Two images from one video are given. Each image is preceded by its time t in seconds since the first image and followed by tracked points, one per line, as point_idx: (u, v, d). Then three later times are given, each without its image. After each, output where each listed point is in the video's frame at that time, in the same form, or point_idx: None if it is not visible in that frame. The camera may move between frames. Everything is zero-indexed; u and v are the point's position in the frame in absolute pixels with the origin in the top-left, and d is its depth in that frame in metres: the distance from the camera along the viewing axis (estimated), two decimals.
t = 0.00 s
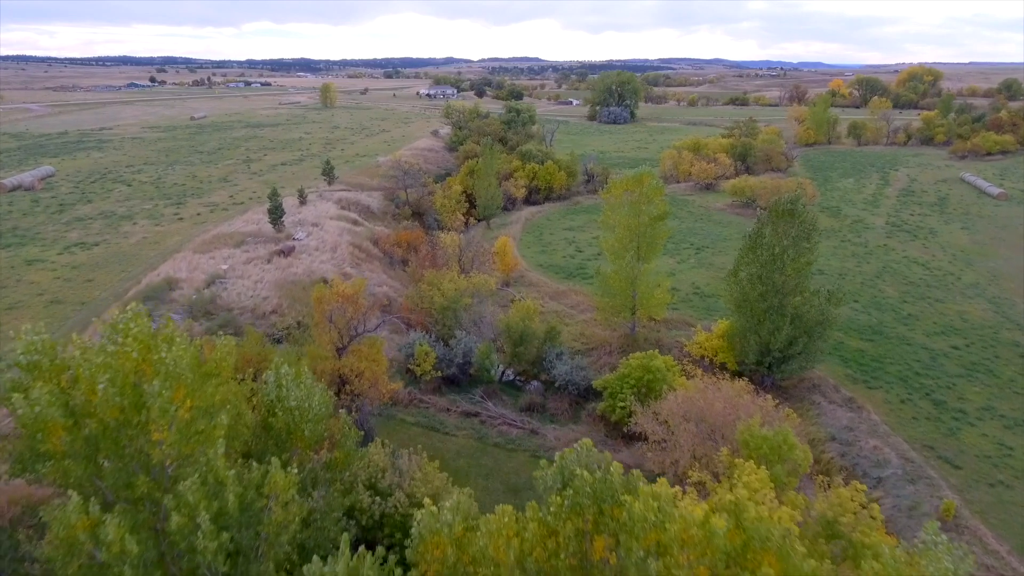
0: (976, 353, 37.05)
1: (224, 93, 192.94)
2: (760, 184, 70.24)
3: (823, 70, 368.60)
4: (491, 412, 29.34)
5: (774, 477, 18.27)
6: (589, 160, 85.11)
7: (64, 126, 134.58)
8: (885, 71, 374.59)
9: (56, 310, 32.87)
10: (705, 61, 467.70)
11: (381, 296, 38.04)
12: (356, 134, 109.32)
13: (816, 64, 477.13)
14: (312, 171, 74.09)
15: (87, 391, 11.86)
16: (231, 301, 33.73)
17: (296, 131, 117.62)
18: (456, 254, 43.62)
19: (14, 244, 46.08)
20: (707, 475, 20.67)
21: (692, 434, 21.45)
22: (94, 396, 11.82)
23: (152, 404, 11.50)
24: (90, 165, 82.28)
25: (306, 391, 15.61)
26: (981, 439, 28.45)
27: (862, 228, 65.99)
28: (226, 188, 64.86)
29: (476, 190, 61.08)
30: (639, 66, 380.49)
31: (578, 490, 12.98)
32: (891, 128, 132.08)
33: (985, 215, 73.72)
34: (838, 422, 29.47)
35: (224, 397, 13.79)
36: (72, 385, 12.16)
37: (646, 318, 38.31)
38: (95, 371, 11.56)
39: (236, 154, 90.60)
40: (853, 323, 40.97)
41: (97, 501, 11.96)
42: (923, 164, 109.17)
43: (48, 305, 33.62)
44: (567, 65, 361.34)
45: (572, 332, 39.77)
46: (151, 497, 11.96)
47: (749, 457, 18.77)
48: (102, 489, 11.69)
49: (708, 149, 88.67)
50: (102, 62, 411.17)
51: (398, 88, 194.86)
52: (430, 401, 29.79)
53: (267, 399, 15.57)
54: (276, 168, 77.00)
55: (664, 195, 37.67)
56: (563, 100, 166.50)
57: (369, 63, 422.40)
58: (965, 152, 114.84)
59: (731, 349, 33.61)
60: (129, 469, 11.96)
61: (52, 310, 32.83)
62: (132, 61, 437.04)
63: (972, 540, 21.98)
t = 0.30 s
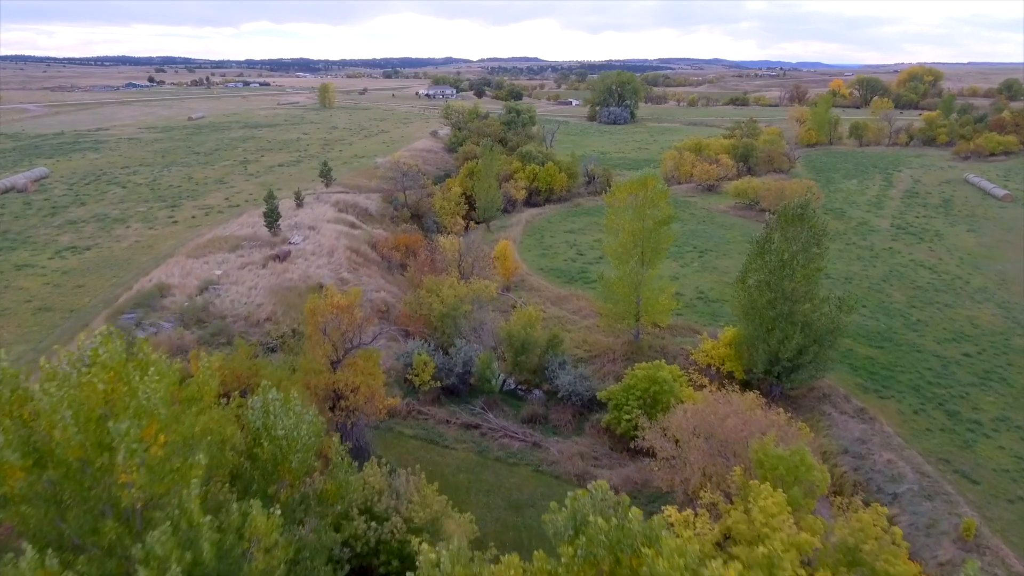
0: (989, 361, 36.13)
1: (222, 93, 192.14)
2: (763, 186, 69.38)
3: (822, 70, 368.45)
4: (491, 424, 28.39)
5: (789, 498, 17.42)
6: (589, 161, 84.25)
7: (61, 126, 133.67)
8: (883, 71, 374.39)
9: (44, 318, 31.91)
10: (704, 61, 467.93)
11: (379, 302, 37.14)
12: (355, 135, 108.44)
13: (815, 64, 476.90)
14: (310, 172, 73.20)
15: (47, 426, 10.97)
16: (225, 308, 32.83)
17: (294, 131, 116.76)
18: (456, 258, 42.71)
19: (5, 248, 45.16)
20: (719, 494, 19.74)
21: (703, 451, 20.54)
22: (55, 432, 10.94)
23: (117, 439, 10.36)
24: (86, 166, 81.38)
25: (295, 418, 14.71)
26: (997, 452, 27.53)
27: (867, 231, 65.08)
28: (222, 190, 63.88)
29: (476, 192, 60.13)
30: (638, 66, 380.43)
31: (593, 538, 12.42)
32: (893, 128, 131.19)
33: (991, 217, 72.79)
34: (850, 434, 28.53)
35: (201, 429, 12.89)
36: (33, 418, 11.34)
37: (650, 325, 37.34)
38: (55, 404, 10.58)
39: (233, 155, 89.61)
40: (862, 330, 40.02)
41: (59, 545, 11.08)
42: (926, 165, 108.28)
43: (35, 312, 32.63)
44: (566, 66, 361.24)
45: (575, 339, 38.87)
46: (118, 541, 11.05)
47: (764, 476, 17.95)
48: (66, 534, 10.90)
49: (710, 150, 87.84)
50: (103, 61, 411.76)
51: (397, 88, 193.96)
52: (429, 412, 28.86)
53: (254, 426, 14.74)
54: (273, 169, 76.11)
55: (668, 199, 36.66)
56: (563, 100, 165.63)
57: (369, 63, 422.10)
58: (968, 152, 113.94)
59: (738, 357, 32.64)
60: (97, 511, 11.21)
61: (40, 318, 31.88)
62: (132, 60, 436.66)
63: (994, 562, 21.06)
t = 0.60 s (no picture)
0: (1004, 370, 35.10)
1: (220, 93, 191.01)
2: (767, 189, 68.36)
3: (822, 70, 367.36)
4: (492, 438, 27.34)
5: (811, 526, 16.43)
6: (590, 162, 83.27)
7: (57, 126, 132.52)
8: (883, 71, 373.62)
9: (30, 327, 30.86)
10: (703, 61, 467.21)
11: (376, 309, 36.08)
12: (353, 135, 107.40)
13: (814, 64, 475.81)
14: (307, 174, 72.16)
15: None
16: (217, 317, 31.78)
17: (292, 131, 115.71)
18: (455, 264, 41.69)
19: None
20: (733, 517, 18.76)
21: (715, 472, 19.54)
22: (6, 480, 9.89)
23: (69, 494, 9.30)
24: (80, 167, 80.32)
25: (280, 455, 13.72)
26: (1018, 468, 26.52)
27: (873, 234, 64.05)
28: (218, 192, 62.81)
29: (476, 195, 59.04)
30: (638, 66, 379.99)
31: None
32: (895, 129, 130.16)
33: (998, 219, 71.73)
34: (865, 448, 27.51)
35: (174, 471, 11.85)
36: None
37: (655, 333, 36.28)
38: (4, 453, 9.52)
39: (230, 156, 88.49)
40: (873, 337, 38.98)
41: None
42: (930, 166, 107.30)
43: (21, 321, 31.57)
44: (565, 66, 360.52)
45: (578, 347, 37.85)
46: None
47: (783, 502, 17.03)
48: None
49: (712, 151, 86.81)
50: (100, 61, 410.59)
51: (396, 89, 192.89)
52: (428, 425, 27.83)
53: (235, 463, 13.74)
54: (270, 171, 75.05)
55: (674, 203, 35.49)
56: (563, 100, 164.58)
57: (368, 63, 421.18)
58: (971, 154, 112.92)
59: (747, 368, 31.60)
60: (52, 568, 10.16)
61: (25, 327, 30.80)
62: (131, 59, 435.65)
63: None
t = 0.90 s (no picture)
0: (1020, 380, 34.08)
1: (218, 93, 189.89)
2: (771, 191, 67.31)
3: (821, 70, 367.14)
4: (494, 453, 26.32)
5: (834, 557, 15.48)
6: (591, 163, 82.23)
7: (52, 127, 131.27)
8: (882, 71, 372.95)
9: (14, 336, 29.80)
10: (703, 61, 466.80)
11: (374, 317, 35.00)
12: (352, 136, 106.32)
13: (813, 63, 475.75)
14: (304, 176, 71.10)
15: None
16: (208, 326, 30.72)
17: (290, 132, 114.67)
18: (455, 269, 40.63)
19: None
20: (749, 544, 17.73)
21: (730, 496, 18.57)
22: None
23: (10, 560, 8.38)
24: (74, 169, 79.21)
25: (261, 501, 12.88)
26: None
27: (878, 237, 63.05)
28: (214, 194, 61.72)
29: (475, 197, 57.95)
30: (637, 66, 379.27)
31: None
32: (898, 129, 129.15)
33: (1005, 221, 70.71)
34: (881, 463, 26.50)
35: (139, 520, 10.94)
36: None
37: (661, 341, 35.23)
38: None
39: (227, 157, 87.38)
40: (884, 345, 37.95)
41: None
42: (933, 167, 106.33)
43: (5, 330, 30.48)
44: (565, 65, 359.53)
45: (581, 355, 36.81)
46: None
47: (805, 530, 16.10)
48: None
49: (715, 152, 85.74)
50: (100, 61, 409.91)
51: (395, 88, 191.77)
52: (428, 439, 26.82)
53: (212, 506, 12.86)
54: (267, 172, 73.95)
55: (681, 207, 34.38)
56: (563, 100, 163.52)
57: (368, 63, 420.03)
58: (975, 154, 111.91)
59: (756, 378, 30.58)
60: None
61: (9, 336, 29.72)
62: (129, 59, 434.19)
63: None
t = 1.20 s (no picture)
0: None
1: (216, 93, 188.84)
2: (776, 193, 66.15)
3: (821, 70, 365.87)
4: (496, 471, 25.16)
5: None
6: (593, 164, 81.09)
7: (48, 127, 130.11)
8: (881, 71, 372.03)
9: None
10: (702, 61, 466.01)
11: (371, 326, 33.81)
12: (350, 136, 105.21)
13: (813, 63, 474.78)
14: (301, 177, 69.92)
15: None
16: (198, 336, 29.56)
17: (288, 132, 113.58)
18: (455, 276, 39.47)
19: None
20: None
21: (748, 525, 17.45)
22: None
23: None
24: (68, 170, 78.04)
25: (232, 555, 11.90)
26: None
27: (885, 240, 61.98)
28: (209, 197, 60.58)
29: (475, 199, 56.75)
30: (637, 66, 378.64)
31: None
32: (901, 129, 128.15)
33: (1013, 224, 69.63)
34: (900, 482, 25.36)
35: None
36: None
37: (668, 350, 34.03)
38: None
39: (223, 159, 86.19)
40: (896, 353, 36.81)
41: None
42: (937, 168, 105.28)
43: None
44: (564, 65, 358.72)
45: (585, 365, 35.68)
46: None
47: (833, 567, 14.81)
48: None
49: (717, 153, 84.59)
50: (98, 61, 408.59)
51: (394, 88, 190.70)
52: (427, 456, 25.69)
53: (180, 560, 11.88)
54: (264, 174, 72.77)
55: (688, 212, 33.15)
56: (563, 100, 162.41)
57: (367, 62, 419.43)
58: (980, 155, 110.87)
59: (768, 391, 29.44)
60: None
61: None
62: (128, 58, 433.48)
63: None
